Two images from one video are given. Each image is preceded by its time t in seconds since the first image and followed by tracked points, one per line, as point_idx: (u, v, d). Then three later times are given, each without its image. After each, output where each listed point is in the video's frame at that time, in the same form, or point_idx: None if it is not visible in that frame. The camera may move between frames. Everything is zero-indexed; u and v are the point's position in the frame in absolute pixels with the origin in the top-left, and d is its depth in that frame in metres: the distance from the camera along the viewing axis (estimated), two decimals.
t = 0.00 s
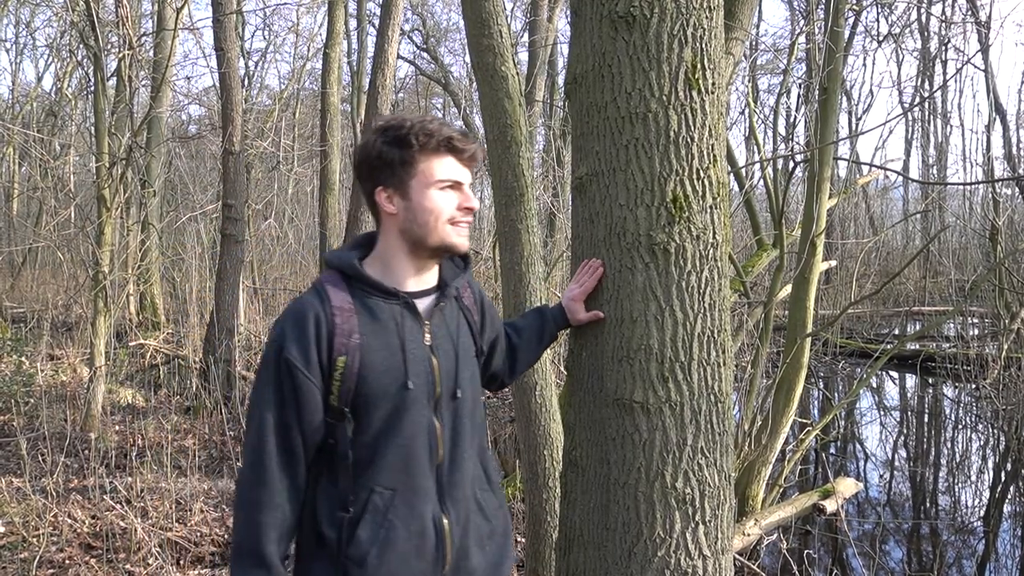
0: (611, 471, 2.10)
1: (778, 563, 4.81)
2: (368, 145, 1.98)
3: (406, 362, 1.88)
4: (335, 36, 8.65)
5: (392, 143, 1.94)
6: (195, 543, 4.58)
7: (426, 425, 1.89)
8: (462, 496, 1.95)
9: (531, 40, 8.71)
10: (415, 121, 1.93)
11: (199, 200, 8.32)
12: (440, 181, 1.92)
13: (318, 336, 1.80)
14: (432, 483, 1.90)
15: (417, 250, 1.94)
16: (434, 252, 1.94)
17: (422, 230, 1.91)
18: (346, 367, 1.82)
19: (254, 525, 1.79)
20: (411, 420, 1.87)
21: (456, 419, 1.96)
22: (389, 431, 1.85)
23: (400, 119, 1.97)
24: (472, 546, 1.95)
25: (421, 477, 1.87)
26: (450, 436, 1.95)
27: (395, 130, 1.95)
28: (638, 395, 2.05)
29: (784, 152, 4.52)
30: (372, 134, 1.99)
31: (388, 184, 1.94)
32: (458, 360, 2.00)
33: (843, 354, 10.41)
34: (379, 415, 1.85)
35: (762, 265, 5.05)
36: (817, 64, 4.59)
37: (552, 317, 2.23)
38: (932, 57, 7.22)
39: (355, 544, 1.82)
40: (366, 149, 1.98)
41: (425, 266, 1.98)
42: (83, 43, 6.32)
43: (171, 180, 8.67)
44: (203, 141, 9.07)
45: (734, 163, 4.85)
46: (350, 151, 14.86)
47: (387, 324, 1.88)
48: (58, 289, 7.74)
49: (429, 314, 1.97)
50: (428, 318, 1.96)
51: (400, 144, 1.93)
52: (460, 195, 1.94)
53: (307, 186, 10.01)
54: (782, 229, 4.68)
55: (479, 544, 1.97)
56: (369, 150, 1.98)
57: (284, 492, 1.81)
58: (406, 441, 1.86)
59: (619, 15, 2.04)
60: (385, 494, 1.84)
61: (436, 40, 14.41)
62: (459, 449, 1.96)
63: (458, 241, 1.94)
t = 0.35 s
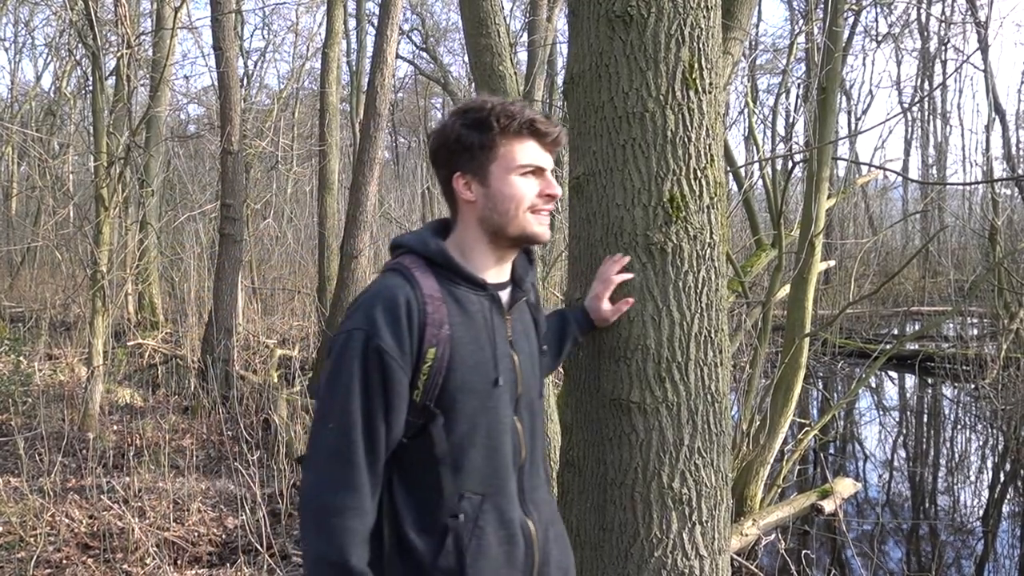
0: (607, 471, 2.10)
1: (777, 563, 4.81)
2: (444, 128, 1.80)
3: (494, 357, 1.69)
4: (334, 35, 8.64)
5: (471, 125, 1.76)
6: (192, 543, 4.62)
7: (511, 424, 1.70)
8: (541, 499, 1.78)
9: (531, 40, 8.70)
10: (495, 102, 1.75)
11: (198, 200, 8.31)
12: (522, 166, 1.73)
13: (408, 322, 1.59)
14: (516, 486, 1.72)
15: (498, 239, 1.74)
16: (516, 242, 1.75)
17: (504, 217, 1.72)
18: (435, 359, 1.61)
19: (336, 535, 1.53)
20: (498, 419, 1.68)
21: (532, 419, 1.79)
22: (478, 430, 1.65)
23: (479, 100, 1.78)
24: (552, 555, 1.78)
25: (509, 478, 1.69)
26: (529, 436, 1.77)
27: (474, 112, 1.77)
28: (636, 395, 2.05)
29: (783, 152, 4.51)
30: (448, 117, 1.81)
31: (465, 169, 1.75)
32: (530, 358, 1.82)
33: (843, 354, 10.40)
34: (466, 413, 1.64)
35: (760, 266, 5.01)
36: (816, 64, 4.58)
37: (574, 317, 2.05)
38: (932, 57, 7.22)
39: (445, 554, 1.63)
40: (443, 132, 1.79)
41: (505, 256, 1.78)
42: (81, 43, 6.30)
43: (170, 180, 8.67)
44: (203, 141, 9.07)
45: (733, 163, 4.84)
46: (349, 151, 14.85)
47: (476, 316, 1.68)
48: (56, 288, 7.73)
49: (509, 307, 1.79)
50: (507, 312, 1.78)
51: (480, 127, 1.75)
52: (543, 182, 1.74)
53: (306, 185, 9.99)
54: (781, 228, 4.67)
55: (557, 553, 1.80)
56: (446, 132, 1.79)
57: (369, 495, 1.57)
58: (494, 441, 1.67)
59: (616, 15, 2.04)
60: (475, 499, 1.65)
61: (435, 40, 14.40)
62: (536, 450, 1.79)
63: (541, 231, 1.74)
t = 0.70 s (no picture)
0: (604, 472, 2.11)
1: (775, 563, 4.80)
2: (462, 113, 1.76)
3: (508, 340, 1.62)
4: (332, 36, 8.64)
5: (488, 107, 1.71)
6: (188, 543, 4.60)
7: (526, 413, 1.61)
8: (567, 499, 1.65)
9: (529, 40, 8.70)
10: (513, 83, 1.70)
11: (196, 199, 8.30)
12: (540, 147, 1.67)
13: (412, 300, 1.58)
14: (534, 480, 1.61)
15: (517, 223, 1.69)
16: (536, 227, 1.68)
17: (523, 200, 1.66)
18: (441, 340, 1.58)
19: (345, 510, 1.50)
20: (510, 405, 1.60)
21: (558, 410, 1.66)
22: (487, 413, 1.59)
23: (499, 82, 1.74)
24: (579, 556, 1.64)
25: (521, 470, 1.59)
26: (552, 428, 1.65)
27: (492, 95, 1.72)
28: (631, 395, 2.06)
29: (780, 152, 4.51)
30: (467, 101, 1.77)
31: (483, 153, 1.71)
32: (562, 346, 1.71)
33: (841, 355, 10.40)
34: (475, 396, 1.59)
35: (757, 267, 4.90)
36: (814, 64, 4.59)
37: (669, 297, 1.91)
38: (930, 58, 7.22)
39: (451, 543, 1.57)
40: (463, 115, 1.76)
41: (526, 241, 1.73)
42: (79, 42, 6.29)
43: (168, 180, 8.66)
44: (201, 141, 9.06)
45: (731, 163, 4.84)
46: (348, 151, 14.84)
47: (489, 297, 1.64)
48: (53, 288, 7.72)
49: (531, 293, 1.70)
50: (530, 298, 1.69)
51: (498, 109, 1.70)
52: (562, 164, 1.68)
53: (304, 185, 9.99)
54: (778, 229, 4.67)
55: (586, 557, 1.66)
56: (465, 116, 1.75)
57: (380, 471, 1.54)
58: (504, 429, 1.59)
59: (612, 15, 2.04)
60: (484, 488, 1.58)
61: (434, 40, 14.39)
62: (562, 443, 1.66)
63: (562, 215, 1.68)
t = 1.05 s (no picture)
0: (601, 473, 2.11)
1: (773, 563, 4.80)
2: (434, 117, 1.77)
3: (490, 339, 1.61)
4: (331, 36, 8.63)
5: (457, 110, 1.72)
6: (186, 544, 4.62)
7: (517, 411, 1.59)
8: (572, 495, 1.61)
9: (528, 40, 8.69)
10: (481, 86, 1.70)
11: (195, 199, 8.29)
12: (510, 149, 1.66)
13: (389, 313, 1.60)
14: (534, 480, 1.59)
15: (490, 226, 1.68)
16: (510, 229, 1.68)
17: (494, 203, 1.66)
18: (420, 348, 1.58)
19: (325, 529, 1.54)
20: (500, 406, 1.58)
21: (556, 404, 1.63)
22: (475, 415, 1.58)
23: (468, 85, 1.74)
24: (589, 550, 1.61)
25: (516, 471, 1.57)
26: (550, 424, 1.61)
27: (461, 98, 1.73)
28: (627, 396, 2.07)
29: (778, 153, 4.51)
30: (438, 105, 1.78)
31: (454, 157, 1.72)
32: (557, 337, 1.66)
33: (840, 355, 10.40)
34: (462, 399, 1.58)
35: (756, 267, 4.86)
36: (812, 64, 4.58)
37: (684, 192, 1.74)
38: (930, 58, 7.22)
39: (450, 550, 1.58)
40: (433, 121, 1.77)
41: (505, 242, 1.72)
42: (77, 42, 6.29)
43: (167, 180, 8.66)
44: (200, 141, 9.06)
45: (729, 163, 4.84)
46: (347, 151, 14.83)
47: (468, 301, 1.63)
48: (52, 289, 7.72)
49: (512, 290, 1.67)
50: (512, 294, 1.66)
51: (467, 112, 1.70)
52: (533, 164, 1.67)
53: (303, 186, 9.99)
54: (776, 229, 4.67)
55: (596, 551, 1.62)
56: (436, 121, 1.76)
57: (360, 490, 1.57)
58: (492, 431, 1.58)
59: (608, 16, 2.04)
60: (479, 491, 1.57)
61: (433, 40, 14.37)
62: (562, 439, 1.62)
63: (535, 216, 1.66)
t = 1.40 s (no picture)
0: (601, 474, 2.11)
1: (774, 563, 4.79)
2: (421, 124, 1.77)
3: (491, 342, 1.60)
4: (332, 36, 8.63)
5: (443, 115, 1.72)
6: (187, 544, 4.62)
7: (522, 412, 1.58)
8: (586, 495, 1.60)
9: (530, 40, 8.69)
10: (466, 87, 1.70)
11: (196, 200, 8.29)
12: (498, 148, 1.66)
13: (387, 324, 1.60)
14: (547, 482, 1.58)
15: (487, 227, 1.68)
16: (506, 228, 1.67)
17: (488, 203, 1.65)
18: (420, 356, 1.59)
19: (336, 545, 1.56)
20: (505, 410, 1.57)
21: (565, 403, 1.62)
22: (480, 421, 1.57)
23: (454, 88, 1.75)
24: (604, 549, 1.60)
25: (527, 474, 1.56)
26: (559, 424, 1.61)
27: (446, 102, 1.73)
28: (628, 397, 2.07)
29: (780, 153, 4.50)
30: (425, 111, 1.78)
31: (444, 161, 1.72)
32: (560, 332, 1.67)
33: (842, 355, 10.38)
34: (466, 404, 1.58)
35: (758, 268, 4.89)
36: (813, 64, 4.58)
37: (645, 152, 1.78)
38: (932, 57, 7.20)
39: (462, 558, 1.57)
40: (419, 130, 1.77)
41: (502, 242, 1.72)
42: (79, 43, 6.29)
43: (169, 180, 8.66)
44: (201, 142, 9.07)
45: (731, 163, 4.84)
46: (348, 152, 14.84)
47: (467, 306, 1.63)
48: (53, 289, 7.73)
49: (511, 291, 1.67)
50: (511, 296, 1.66)
51: (453, 115, 1.71)
52: (522, 160, 1.66)
53: (304, 186, 9.99)
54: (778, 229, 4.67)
55: (612, 547, 1.62)
56: (422, 129, 1.76)
57: (367, 504, 1.59)
58: (499, 435, 1.57)
59: (608, 16, 2.04)
60: (489, 498, 1.57)
61: (434, 40, 14.37)
62: (572, 439, 1.61)
63: (530, 213, 1.66)
